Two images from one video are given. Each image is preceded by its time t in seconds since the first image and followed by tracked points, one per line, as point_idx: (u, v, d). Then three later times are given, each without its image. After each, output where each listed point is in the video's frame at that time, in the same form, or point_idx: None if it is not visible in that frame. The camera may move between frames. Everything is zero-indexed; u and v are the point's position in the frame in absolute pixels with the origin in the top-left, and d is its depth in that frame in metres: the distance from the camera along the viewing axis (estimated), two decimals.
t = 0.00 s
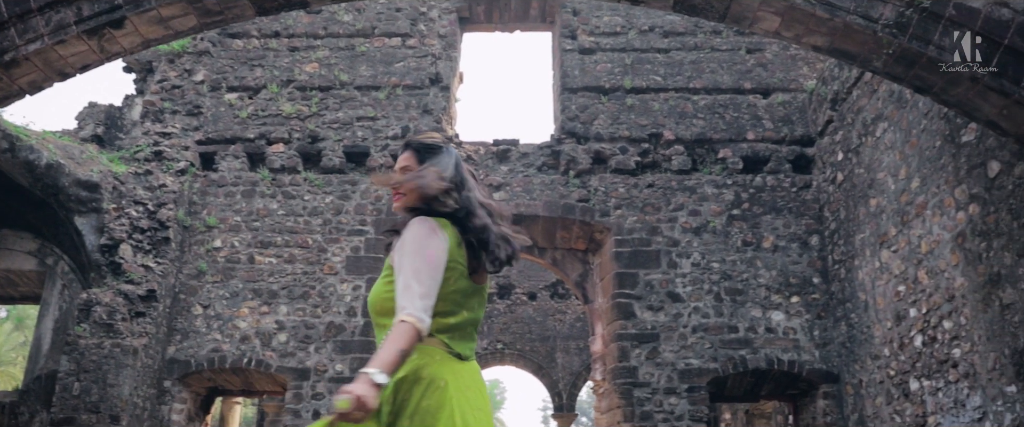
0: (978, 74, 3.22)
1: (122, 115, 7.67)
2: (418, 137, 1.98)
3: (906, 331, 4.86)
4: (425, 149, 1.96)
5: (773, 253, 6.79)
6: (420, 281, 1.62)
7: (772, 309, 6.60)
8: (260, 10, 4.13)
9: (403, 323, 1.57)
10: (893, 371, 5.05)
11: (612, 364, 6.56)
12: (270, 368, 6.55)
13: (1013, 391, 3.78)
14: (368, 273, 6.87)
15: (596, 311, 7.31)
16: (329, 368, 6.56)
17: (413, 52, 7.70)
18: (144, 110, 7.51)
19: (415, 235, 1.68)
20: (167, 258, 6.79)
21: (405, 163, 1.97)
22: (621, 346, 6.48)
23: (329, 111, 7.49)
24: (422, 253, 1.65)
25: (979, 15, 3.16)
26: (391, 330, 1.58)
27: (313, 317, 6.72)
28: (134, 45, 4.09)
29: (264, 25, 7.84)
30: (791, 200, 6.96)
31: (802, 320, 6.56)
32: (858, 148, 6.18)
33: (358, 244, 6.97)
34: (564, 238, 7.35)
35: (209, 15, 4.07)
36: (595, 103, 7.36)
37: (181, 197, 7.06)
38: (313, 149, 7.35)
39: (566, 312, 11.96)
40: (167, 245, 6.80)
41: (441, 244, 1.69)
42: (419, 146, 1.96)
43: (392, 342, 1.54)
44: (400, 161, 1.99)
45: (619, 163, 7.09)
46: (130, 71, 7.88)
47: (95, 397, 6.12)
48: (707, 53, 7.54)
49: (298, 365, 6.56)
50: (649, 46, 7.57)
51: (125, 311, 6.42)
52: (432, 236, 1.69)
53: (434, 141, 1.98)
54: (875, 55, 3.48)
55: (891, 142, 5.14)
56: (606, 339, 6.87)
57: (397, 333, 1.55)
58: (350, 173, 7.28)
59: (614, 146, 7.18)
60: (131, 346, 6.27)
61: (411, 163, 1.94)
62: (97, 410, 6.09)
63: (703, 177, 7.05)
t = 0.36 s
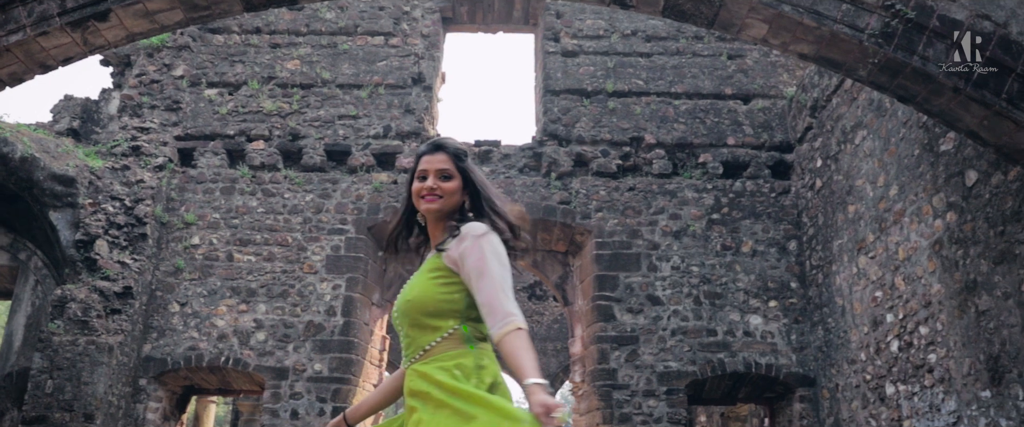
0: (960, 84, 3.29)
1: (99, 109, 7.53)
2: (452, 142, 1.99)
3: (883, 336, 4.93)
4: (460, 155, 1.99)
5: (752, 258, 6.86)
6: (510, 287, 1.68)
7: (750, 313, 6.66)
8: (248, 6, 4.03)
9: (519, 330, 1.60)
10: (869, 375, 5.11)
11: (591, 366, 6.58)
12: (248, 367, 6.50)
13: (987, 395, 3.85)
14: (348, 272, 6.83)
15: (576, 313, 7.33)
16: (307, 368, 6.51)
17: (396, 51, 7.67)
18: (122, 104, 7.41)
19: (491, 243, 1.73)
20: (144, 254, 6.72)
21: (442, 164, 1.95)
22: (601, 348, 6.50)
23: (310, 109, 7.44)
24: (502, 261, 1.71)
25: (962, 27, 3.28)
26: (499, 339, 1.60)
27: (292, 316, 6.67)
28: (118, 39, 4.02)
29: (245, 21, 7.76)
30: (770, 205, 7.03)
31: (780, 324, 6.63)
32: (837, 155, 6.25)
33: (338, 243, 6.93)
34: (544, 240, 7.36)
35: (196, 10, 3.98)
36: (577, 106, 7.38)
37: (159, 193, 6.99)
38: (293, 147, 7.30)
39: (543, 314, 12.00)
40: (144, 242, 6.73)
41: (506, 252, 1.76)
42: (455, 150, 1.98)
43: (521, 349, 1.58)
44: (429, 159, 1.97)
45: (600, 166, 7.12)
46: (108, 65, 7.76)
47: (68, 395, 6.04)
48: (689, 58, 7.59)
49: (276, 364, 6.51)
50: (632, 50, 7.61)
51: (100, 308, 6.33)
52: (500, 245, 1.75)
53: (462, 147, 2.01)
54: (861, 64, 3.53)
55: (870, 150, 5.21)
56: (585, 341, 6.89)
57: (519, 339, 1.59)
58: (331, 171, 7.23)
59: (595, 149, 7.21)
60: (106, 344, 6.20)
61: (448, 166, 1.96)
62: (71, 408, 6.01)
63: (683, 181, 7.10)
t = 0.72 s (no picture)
0: (947, 93, 3.33)
1: (77, 102, 7.29)
2: (481, 140, 2.15)
3: (863, 340, 4.99)
4: (487, 153, 2.15)
5: (734, 261, 6.91)
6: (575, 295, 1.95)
7: (732, 317, 6.72)
8: (240, 2, 4.01)
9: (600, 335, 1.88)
10: (849, 379, 5.17)
11: (573, 367, 6.61)
12: (229, 366, 6.44)
13: (966, 400, 3.91)
14: (331, 271, 6.79)
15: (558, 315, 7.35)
16: (289, 367, 6.46)
17: (381, 50, 7.64)
18: (102, 98, 7.32)
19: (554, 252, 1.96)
20: (124, 251, 6.64)
21: (476, 162, 2.11)
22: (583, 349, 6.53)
23: (294, 107, 7.40)
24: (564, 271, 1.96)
25: (950, 37, 3.33)
26: (586, 341, 1.86)
27: (274, 315, 6.62)
28: (107, 32, 3.97)
29: (229, 17, 7.70)
30: (752, 210, 7.09)
31: (761, 327, 6.69)
32: (819, 161, 6.32)
33: (321, 242, 6.89)
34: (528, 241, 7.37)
35: (186, 4, 3.94)
36: (563, 108, 7.40)
37: (141, 188, 6.90)
38: (276, 145, 7.25)
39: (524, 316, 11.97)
40: (125, 238, 6.65)
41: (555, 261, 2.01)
42: (485, 148, 2.15)
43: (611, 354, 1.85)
44: (462, 155, 2.12)
45: (585, 168, 7.15)
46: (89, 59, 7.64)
47: (44, 393, 5.95)
48: (674, 62, 7.63)
49: (257, 363, 6.46)
50: (617, 53, 7.64)
51: (78, 304, 6.27)
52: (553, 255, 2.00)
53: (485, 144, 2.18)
54: (850, 71, 3.58)
55: (853, 156, 5.27)
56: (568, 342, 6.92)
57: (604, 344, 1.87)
58: (315, 170, 7.19)
59: (580, 151, 7.22)
60: (84, 341, 6.13)
61: (480, 164, 2.12)
62: (47, 407, 5.93)
63: (668, 184, 7.14)
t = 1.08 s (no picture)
0: (929, 103, 3.40)
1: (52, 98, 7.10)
2: (514, 138, 2.19)
3: (840, 345, 5.06)
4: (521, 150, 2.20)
5: (712, 266, 6.97)
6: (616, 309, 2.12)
7: (710, 321, 6.78)
8: None
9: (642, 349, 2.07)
10: (825, 383, 5.24)
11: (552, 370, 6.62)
12: (205, 366, 6.37)
13: (941, 404, 3.97)
14: (310, 271, 6.74)
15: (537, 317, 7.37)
16: (266, 367, 6.41)
17: (363, 49, 7.61)
18: (78, 93, 7.19)
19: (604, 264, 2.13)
20: (99, 248, 6.54)
21: (512, 159, 2.15)
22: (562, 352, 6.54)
23: (275, 105, 7.34)
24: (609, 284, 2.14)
25: (933, 48, 3.41)
26: (637, 352, 2.04)
27: (252, 315, 6.55)
28: (90, 25, 3.92)
29: (210, 14, 7.63)
30: (731, 215, 7.16)
31: (738, 332, 6.75)
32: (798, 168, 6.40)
33: (300, 242, 6.84)
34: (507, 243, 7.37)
35: None
36: (544, 110, 7.42)
37: (117, 185, 6.82)
38: (256, 143, 7.18)
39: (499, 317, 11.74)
40: (100, 235, 6.55)
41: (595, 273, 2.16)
42: (517, 146, 2.19)
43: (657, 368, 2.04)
44: (499, 154, 2.15)
45: (565, 172, 7.17)
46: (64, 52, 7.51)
47: (15, 392, 5.85)
48: (655, 67, 7.69)
49: (233, 363, 6.39)
50: (599, 58, 7.68)
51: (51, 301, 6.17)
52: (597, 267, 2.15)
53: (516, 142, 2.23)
54: (834, 80, 3.64)
55: (831, 164, 5.35)
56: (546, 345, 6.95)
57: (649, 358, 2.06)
58: (295, 168, 7.14)
59: (560, 154, 7.25)
60: (56, 340, 6.05)
61: (516, 161, 2.15)
62: (17, 406, 5.84)
63: (647, 188, 7.19)
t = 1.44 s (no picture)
0: (895, 118, 3.50)
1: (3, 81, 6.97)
2: (553, 141, 1.96)
3: (799, 352, 5.15)
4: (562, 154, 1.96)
5: (675, 272, 7.06)
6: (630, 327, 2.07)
7: (671, 326, 6.87)
8: None
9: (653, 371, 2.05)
10: (784, 390, 5.34)
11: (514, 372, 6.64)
12: (162, 364, 6.24)
13: (897, 411, 4.08)
14: (273, 269, 6.65)
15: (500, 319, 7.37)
16: (225, 366, 6.30)
17: (331, 46, 7.54)
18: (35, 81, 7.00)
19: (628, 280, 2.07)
20: (53, 241, 6.37)
21: (556, 164, 1.91)
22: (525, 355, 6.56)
23: (239, 100, 7.23)
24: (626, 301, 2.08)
25: (898, 65, 3.52)
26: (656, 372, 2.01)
27: (212, 312, 6.44)
28: (56, 12, 3.82)
29: (175, 4, 7.48)
30: (694, 222, 7.26)
31: (699, 337, 6.85)
32: (761, 177, 6.50)
33: (263, 239, 6.74)
34: (472, 245, 7.37)
35: None
36: (512, 113, 7.43)
37: (74, 176, 6.67)
38: (219, 137, 7.05)
39: (460, 318, 11.65)
40: (54, 227, 6.39)
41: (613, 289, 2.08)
42: (558, 149, 1.95)
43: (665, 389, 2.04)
44: (542, 158, 1.91)
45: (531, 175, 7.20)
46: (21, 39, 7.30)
47: None
48: (622, 73, 7.76)
49: (192, 361, 6.28)
50: (567, 62, 7.72)
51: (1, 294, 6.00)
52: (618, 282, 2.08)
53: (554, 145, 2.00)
54: (805, 92, 3.71)
55: (794, 174, 5.46)
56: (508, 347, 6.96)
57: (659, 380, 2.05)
58: (259, 165, 7.03)
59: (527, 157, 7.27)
60: (6, 334, 5.92)
61: (560, 166, 1.92)
62: None
63: (613, 193, 7.25)
